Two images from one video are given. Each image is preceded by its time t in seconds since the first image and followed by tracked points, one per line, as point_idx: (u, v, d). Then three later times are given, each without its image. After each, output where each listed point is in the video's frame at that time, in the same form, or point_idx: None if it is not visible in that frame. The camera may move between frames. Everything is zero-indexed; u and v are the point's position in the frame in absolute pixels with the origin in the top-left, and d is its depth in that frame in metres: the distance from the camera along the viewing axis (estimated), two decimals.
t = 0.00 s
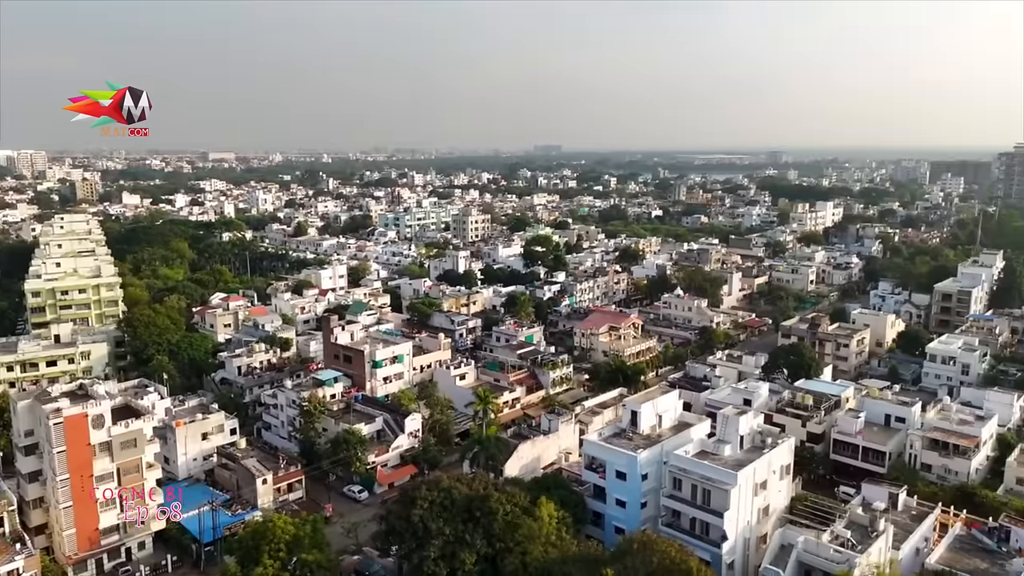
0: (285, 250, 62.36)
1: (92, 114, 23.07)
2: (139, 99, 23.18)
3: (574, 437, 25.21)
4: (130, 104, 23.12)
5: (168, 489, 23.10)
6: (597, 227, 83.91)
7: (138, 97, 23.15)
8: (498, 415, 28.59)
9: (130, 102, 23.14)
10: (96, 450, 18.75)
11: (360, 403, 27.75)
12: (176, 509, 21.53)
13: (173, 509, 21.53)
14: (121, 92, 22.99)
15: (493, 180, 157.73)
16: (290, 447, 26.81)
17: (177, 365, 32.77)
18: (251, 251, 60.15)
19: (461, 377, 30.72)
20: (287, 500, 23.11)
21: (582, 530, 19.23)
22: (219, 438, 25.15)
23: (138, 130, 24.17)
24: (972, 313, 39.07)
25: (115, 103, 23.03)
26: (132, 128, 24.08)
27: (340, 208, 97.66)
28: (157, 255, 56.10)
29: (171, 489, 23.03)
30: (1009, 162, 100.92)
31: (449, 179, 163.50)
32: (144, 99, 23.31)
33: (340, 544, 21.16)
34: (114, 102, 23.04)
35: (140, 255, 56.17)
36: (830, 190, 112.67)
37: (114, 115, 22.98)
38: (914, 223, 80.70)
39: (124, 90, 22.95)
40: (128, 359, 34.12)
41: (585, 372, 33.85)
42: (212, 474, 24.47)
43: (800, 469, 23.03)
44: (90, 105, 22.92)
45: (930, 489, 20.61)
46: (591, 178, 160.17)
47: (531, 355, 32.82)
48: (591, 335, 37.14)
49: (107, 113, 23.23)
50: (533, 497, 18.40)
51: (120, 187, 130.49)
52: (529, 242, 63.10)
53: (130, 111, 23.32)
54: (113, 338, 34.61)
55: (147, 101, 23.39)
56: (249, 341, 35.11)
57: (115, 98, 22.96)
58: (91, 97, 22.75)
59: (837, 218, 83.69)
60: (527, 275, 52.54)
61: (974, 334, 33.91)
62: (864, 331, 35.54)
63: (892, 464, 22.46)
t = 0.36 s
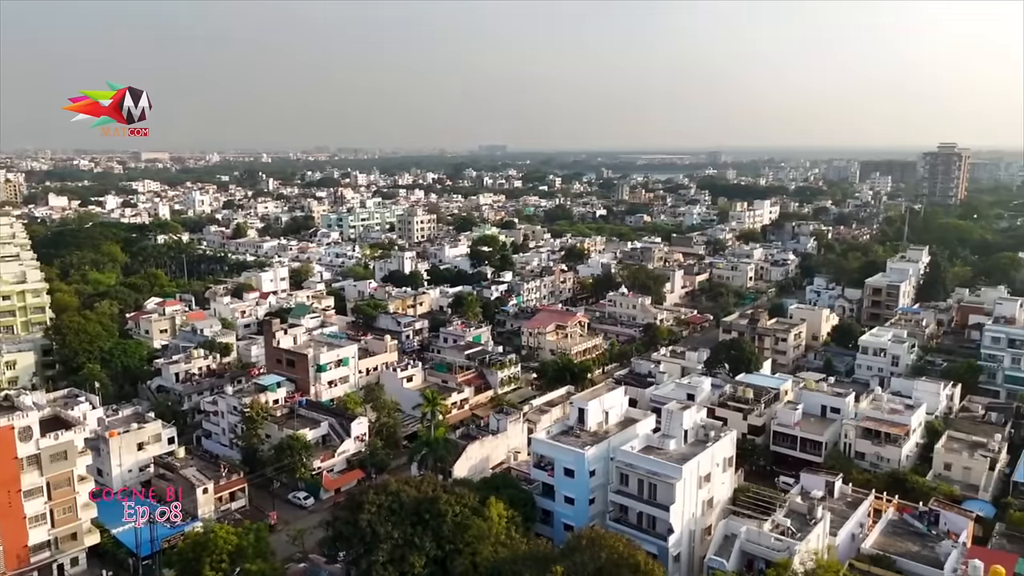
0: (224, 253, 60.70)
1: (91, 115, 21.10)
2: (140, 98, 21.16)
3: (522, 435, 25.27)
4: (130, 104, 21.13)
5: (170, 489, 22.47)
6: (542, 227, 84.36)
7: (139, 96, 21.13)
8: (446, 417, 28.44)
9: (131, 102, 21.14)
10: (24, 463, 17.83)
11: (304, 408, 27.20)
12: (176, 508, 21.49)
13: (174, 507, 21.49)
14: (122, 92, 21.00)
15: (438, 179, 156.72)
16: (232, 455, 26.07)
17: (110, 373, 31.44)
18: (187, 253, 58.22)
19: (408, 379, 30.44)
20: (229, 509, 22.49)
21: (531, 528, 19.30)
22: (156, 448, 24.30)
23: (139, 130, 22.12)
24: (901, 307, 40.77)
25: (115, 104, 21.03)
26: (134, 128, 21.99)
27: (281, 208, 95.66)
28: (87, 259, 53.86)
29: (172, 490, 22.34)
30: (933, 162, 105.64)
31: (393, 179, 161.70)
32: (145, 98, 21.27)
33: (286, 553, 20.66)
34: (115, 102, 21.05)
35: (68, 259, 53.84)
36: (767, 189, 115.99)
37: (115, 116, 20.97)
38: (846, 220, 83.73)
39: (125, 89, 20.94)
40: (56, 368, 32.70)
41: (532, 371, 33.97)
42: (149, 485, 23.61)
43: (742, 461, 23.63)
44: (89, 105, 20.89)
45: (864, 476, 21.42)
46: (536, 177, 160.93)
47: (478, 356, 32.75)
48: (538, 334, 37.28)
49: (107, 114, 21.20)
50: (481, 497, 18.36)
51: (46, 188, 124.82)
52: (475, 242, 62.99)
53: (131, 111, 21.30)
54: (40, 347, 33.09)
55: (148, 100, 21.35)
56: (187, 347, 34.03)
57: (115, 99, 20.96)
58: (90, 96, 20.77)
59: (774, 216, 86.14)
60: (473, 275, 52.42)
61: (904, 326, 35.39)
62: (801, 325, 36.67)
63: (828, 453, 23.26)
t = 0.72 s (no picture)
0: (164, 255, 58.89)
1: (91, 114, 21.99)
2: (139, 98, 22.19)
3: (474, 436, 25.21)
4: (130, 104, 22.12)
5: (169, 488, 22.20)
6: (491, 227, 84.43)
7: (139, 97, 22.15)
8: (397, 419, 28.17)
9: (130, 102, 22.13)
10: None
11: (250, 414, 26.55)
12: (176, 507, 21.77)
13: (174, 507, 21.74)
14: (121, 92, 21.92)
15: (386, 180, 155.31)
16: (175, 464, 25.27)
17: (42, 383, 30.14)
18: (124, 256, 56.29)
19: (357, 382, 30.02)
20: (171, 521, 21.75)
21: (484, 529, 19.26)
22: (93, 459, 23.42)
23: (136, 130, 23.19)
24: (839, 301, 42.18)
25: (115, 104, 21.97)
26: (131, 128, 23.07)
27: (223, 210, 93.29)
28: (15, 264, 51.49)
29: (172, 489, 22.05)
30: (867, 162, 109.69)
31: (339, 179, 159.43)
32: (144, 98, 22.31)
33: (232, 563, 20.15)
34: (114, 102, 21.98)
35: None
36: (710, 188, 118.65)
37: (116, 116, 21.97)
38: (786, 218, 86.30)
39: (125, 90, 21.89)
40: None
41: (483, 371, 33.93)
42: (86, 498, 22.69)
43: (690, 455, 24.07)
44: (89, 105, 21.76)
45: (806, 466, 22.08)
46: (485, 178, 160.91)
47: (429, 357, 32.53)
48: (489, 333, 37.25)
49: (106, 113, 22.15)
50: (433, 499, 18.23)
51: None
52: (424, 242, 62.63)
53: (130, 111, 22.33)
54: None
55: (147, 100, 22.42)
56: (124, 353, 32.86)
57: (116, 98, 21.89)
58: (90, 97, 21.61)
59: (718, 214, 88.12)
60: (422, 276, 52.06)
61: (841, 320, 36.63)
62: (744, 321, 37.59)
63: (772, 445, 23.88)
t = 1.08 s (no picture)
0: (107, 259, 56.99)
1: (91, 115, 21.73)
2: (140, 98, 21.90)
3: (431, 437, 25.05)
4: (130, 104, 21.83)
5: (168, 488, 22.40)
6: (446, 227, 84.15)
7: (139, 96, 21.86)
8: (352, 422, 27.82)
9: (130, 102, 21.84)
10: None
11: (200, 420, 25.85)
12: (176, 508, 22.41)
13: (174, 508, 22.37)
14: (121, 92, 21.66)
15: (337, 180, 153.30)
16: (120, 474, 24.46)
17: None
18: (64, 260, 54.22)
19: (311, 385, 29.53)
20: (117, 532, 20.98)
21: (442, 531, 19.17)
22: (33, 470, 22.53)
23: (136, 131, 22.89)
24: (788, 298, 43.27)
25: (115, 104, 21.71)
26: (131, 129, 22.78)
27: (169, 211, 90.78)
28: None
29: (172, 490, 22.33)
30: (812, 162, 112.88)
31: (290, 180, 156.73)
32: (145, 98, 22.03)
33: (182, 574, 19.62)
34: (115, 102, 21.72)
35: None
36: (662, 187, 120.51)
37: (116, 116, 21.69)
38: (735, 217, 88.18)
39: (125, 90, 21.62)
40: None
41: (440, 372, 33.75)
42: (26, 512, 21.76)
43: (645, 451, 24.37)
44: (89, 105, 21.56)
45: (758, 459, 22.61)
46: (439, 178, 160.29)
47: (384, 359, 32.22)
48: (445, 334, 37.09)
49: (107, 114, 21.89)
50: (390, 503, 18.04)
51: None
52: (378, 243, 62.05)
53: (131, 111, 22.02)
54: None
55: (147, 100, 22.12)
56: (66, 361, 31.67)
57: (115, 98, 21.62)
58: (90, 96, 21.39)
59: (670, 213, 89.54)
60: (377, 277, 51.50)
61: (789, 316, 37.60)
62: (697, 318, 38.25)
63: (725, 440, 24.35)
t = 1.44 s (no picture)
0: (87, 260, 56.26)
1: (91, 115, 21.47)
2: (140, 98, 21.66)
3: (416, 438, 24.96)
4: (130, 104, 21.57)
5: (168, 489, 21.83)
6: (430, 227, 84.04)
7: (139, 96, 21.60)
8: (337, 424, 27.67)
9: (131, 102, 21.59)
10: None
11: (182, 422, 25.57)
12: (176, 508, 21.97)
13: (173, 508, 21.97)
14: (121, 92, 21.41)
15: (321, 180, 152.57)
16: (101, 478, 24.16)
17: None
18: (43, 262, 53.42)
19: (295, 387, 29.32)
20: (99, 537, 20.88)
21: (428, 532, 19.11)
22: (12, 475, 22.27)
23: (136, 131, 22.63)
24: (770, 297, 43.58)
25: (115, 103, 21.46)
26: (131, 129, 22.52)
27: (149, 211, 89.81)
28: None
29: (170, 491, 21.83)
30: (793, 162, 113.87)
31: (272, 179, 155.62)
32: (145, 98, 21.78)
33: None
34: (115, 102, 21.47)
35: None
36: (646, 187, 121.03)
37: (116, 116, 21.44)
38: (718, 216, 88.75)
39: (125, 89, 21.36)
40: None
41: (425, 373, 33.66)
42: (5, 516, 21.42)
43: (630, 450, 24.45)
44: (89, 105, 21.31)
45: (742, 458, 22.76)
46: (422, 178, 159.97)
47: (369, 360, 32.08)
48: (430, 335, 37.01)
49: (107, 114, 21.63)
50: (376, 504, 17.96)
51: None
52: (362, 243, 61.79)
53: (130, 111, 21.76)
54: None
55: (147, 100, 21.86)
56: (45, 363, 31.21)
57: (115, 98, 21.38)
58: (90, 96, 21.16)
59: (654, 213, 89.97)
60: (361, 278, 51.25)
61: (773, 315, 37.88)
62: (681, 317, 38.41)
63: (709, 438, 24.47)
